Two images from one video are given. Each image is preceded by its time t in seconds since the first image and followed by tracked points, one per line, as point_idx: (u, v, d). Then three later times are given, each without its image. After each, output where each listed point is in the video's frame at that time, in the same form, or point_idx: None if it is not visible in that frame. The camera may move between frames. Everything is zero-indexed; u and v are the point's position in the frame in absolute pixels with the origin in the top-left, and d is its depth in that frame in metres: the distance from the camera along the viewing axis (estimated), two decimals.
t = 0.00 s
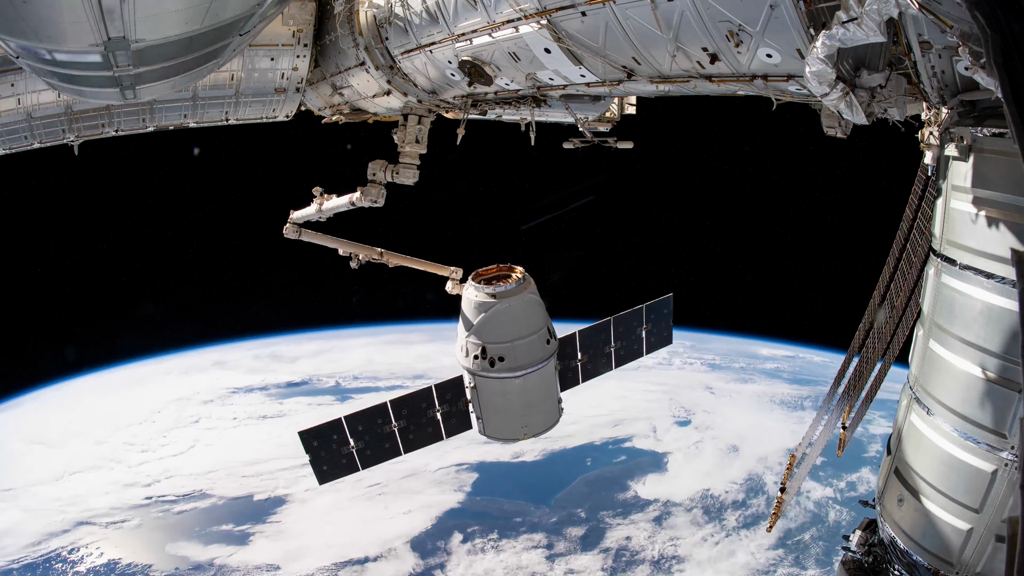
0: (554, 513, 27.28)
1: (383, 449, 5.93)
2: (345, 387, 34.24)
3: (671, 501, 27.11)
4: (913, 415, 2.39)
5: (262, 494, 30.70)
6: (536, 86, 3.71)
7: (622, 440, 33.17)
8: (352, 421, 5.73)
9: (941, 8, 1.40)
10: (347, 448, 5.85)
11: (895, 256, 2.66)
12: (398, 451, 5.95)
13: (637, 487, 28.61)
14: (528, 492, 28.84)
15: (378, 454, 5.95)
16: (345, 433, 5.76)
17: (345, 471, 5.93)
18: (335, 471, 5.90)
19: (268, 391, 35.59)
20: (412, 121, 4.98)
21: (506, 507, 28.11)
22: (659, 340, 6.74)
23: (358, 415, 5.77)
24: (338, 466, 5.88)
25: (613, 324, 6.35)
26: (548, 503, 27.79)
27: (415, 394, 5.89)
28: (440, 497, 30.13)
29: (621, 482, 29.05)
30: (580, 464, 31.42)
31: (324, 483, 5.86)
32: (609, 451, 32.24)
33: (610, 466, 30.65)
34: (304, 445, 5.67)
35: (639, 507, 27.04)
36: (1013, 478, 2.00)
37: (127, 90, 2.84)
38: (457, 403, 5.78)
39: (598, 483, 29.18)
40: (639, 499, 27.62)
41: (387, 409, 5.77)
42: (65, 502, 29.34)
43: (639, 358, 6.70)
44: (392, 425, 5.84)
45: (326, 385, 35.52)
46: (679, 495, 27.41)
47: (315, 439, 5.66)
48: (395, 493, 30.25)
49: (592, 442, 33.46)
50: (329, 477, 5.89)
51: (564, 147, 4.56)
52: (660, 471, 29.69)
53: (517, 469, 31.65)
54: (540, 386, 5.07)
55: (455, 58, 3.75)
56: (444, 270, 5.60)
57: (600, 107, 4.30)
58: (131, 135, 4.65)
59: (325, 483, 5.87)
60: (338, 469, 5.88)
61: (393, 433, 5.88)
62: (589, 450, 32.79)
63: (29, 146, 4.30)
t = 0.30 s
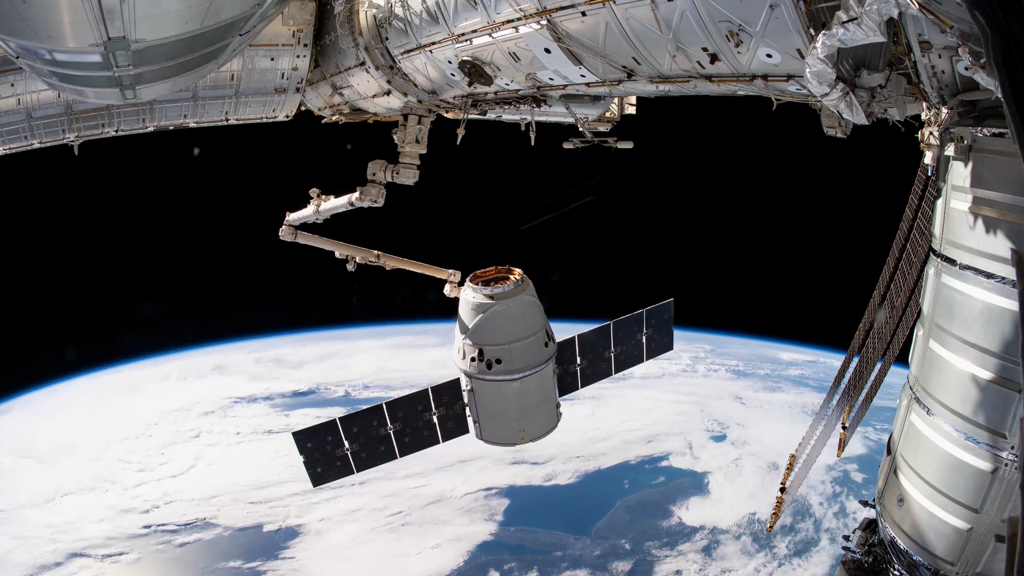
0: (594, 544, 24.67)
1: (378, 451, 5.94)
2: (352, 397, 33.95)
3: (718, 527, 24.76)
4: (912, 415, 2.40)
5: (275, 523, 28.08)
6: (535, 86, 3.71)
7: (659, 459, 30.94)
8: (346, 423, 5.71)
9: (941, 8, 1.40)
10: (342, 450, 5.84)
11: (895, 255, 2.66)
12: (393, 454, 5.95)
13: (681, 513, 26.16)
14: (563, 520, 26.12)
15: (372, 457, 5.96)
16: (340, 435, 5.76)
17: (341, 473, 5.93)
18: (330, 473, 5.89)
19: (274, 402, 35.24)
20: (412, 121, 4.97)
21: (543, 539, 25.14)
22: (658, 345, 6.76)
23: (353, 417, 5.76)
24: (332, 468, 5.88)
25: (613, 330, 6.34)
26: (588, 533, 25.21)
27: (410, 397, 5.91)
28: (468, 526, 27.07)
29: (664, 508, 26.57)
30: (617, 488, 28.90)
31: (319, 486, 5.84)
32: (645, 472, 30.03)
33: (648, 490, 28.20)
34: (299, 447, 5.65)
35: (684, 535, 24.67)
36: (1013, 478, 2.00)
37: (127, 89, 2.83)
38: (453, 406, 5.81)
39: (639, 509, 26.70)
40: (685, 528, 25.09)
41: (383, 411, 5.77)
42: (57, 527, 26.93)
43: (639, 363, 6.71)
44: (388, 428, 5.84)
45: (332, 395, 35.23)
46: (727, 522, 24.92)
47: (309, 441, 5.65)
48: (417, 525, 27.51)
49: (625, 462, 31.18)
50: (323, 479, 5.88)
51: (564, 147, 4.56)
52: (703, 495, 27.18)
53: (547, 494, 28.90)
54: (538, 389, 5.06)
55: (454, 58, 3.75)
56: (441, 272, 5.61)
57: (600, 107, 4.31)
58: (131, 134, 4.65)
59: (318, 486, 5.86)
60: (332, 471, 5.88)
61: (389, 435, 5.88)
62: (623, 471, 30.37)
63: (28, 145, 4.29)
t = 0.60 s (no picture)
0: None
1: (377, 452, 5.95)
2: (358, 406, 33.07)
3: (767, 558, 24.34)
4: (913, 415, 2.39)
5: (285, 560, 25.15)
6: (535, 86, 3.71)
7: (697, 479, 29.54)
8: (344, 423, 5.71)
9: (940, 8, 1.40)
10: (340, 451, 5.84)
11: (896, 254, 2.66)
12: (391, 455, 5.96)
13: (727, 540, 25.44)
14: (606, 550, 24.77)
15: (371, 457, 5.96)
16: (338, 436, 5.75)
17: (339, 474, 5.93)
18: (328, 474, 5.89)
19: (281, 415, 34.64)
20: (412, 121, 4.97)
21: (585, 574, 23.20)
22: (658, 346, 6.77)
23: (352, 418, 5.76)
24: (331, 469, 5.87)
25: (613, 332, 6.35)
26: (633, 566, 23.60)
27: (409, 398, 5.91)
28: (503, 561, 24.57)
29: (710, 535, 25.58)
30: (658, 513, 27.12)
31: (317, 486, 5.83)
32: (686, 494, 28.37)
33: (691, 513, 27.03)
34: (296, 447, 5.65)
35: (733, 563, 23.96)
36: (1012, 478, 2.00)
37: (127, 89, 2.84)
38: (452, 406, 5.82)
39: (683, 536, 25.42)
40: (735, 558, 24.36)
41: (381, 412, 5.77)
42: (48, 557, 23.55)
43: (640, 364, 6.71)
44: (386, 428, 5.85)
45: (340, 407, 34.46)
46: (774, 549, 24.76)
47: (307, 441, 5.64)
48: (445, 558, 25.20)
49: (663, 484, 29.35)
50: (321, 479, 5.88)
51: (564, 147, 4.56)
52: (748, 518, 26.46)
53: (586, 517, 27.11)
54: (537, 390, 5.06)
55: (454, 58, 3.75)
56: (441, 273, 5.61)
57: (600, 107, 4.32)
58: (131, 135, 4.66)
59: (317, 486, 5.85)
60: (331, 472, 5.88)
61: (388, 435, 5.87)
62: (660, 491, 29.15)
63: (28, 146, 4.29)
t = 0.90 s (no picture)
0: None
1: (376, 452, 5.95)
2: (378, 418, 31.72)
3: None
4: (913, 415, 2.39)
5: None
6: (535, 86, 3.71)
7: (743, 501, 26.90)
8: (343, 424, 5.71)
9: (940, 8, 1.40)
10: (339, 451, 5.83)
11: (895, 255, 2.66)
12: (390, 456, 5.97)
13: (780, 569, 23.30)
14: None
15: (370, 457, 5.96)
16: (336, 436, 5.75)
17: (338, 475, 5.93)
18: (327, 474, 5.88)
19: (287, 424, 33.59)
20: (412, 121, 4.97)
21: None
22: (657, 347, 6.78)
23: (350, 418, 5.76)
24: (329, 469, 5.87)
25: (612, 333, 6.35)
26: None
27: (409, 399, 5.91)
28: None
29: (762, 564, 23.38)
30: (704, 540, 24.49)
31: (315, 487, 5.83)
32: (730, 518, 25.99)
33: (741, 542, 24.33)
34: (295, 447, 5.63)
35: None
36: (1012, 479, 2.00)
37: (127, 89, 2.84)
38: (451, 407, 5.83)
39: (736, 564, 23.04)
40: None
41: (380, 413, 5.77)
42: None
43: (639, 366, 6.72)
44: (385, 428, 5.84)
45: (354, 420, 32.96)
46: None
47: (305, 441, 5.63)
48: None
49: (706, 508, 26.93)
50: (320, 480, 5.87)
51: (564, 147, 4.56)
52: (798, 547, 24.93)
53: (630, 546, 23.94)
54: (536, 391, 5.06)
55: (454, 58, 3.75)
56: (440, 273, 5.61)
57: (600, 107, 4.32)
58: (131, 135, 4.66)
59: (315, 486, 5.84)
60: (329, 472, 5.87)
61: (386, 435, 5.87)
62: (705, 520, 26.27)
63: (28, 145, 4.30)
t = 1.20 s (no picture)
0: None
1: (376, 453, 5.96)
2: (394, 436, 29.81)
3: None
4: (913, 415, 2.39)
5: None
6: (535, 86, 3.71)
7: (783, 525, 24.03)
8: (343, 424, 5.71)
9: (941, 7, 1.40)
10: (339, 452, 5.83)
11: (895, 254, 2.66)
12: (391, 456, 5.97)
13: None
14: None
15: (370, 458, 5.97)
16: (336, 436, 5.75)
17: (338, 476, 5.94)
18: (327, 474, 5.87)
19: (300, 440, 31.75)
20: (412, 121, 4.97)
21: None
22: (657, 348, 6.78)
23: (350, 418, 5.75)
24: (328, 470, 5.86)
25: (612, 333, 6.35)
26: None
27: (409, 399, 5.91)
28: None
29: None
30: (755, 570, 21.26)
31: (315, 487, 5.82)
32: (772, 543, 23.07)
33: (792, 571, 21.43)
34: (295, 447, 5.62)
35: None
36: (1012, 478, 2.00)
37: (127, 89, 2.84)
38: (451, 408, 5.84)
39: None
40: None
41: (380, 413, 5.77)
42: None
43: (639, 366, 6.72)
44: (385, 428, 5.84)
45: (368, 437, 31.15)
46: None
47: (305, 441, 5.62)
48: None
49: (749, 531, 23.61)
50: (320, 480, 5.86)
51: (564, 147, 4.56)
52: None
53: None
54: (536, 391, 5.06)
55: (454, 58, 3.75)
56: (440, 274, 5.61)
57: (600, 108, 4.32)
58: (130, 135, 4.66)
59: (315, 486, 5.83)
60: (329, 472, 5.86)
61: (387, 435, 5.88)
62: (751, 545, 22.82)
63: (28, 145, 4.30)
